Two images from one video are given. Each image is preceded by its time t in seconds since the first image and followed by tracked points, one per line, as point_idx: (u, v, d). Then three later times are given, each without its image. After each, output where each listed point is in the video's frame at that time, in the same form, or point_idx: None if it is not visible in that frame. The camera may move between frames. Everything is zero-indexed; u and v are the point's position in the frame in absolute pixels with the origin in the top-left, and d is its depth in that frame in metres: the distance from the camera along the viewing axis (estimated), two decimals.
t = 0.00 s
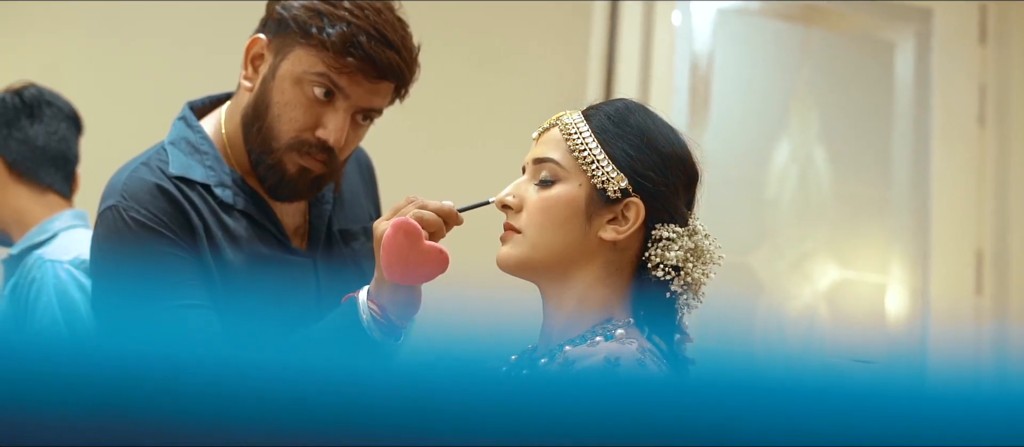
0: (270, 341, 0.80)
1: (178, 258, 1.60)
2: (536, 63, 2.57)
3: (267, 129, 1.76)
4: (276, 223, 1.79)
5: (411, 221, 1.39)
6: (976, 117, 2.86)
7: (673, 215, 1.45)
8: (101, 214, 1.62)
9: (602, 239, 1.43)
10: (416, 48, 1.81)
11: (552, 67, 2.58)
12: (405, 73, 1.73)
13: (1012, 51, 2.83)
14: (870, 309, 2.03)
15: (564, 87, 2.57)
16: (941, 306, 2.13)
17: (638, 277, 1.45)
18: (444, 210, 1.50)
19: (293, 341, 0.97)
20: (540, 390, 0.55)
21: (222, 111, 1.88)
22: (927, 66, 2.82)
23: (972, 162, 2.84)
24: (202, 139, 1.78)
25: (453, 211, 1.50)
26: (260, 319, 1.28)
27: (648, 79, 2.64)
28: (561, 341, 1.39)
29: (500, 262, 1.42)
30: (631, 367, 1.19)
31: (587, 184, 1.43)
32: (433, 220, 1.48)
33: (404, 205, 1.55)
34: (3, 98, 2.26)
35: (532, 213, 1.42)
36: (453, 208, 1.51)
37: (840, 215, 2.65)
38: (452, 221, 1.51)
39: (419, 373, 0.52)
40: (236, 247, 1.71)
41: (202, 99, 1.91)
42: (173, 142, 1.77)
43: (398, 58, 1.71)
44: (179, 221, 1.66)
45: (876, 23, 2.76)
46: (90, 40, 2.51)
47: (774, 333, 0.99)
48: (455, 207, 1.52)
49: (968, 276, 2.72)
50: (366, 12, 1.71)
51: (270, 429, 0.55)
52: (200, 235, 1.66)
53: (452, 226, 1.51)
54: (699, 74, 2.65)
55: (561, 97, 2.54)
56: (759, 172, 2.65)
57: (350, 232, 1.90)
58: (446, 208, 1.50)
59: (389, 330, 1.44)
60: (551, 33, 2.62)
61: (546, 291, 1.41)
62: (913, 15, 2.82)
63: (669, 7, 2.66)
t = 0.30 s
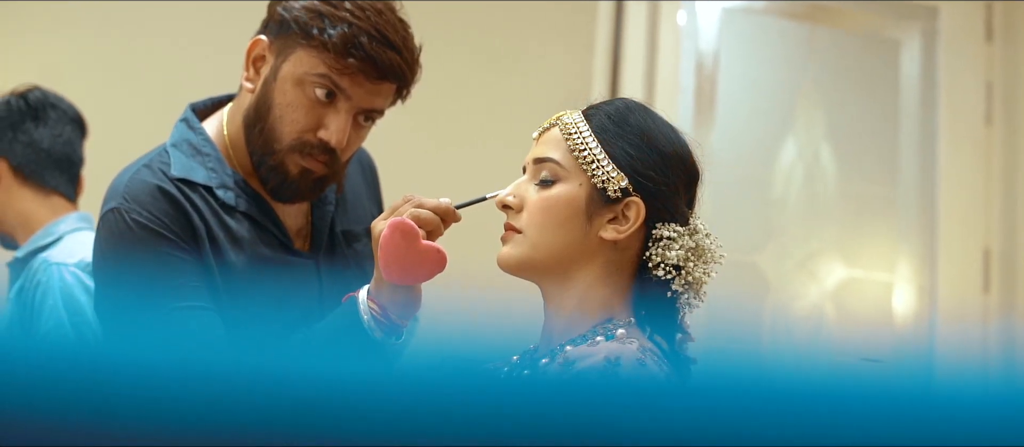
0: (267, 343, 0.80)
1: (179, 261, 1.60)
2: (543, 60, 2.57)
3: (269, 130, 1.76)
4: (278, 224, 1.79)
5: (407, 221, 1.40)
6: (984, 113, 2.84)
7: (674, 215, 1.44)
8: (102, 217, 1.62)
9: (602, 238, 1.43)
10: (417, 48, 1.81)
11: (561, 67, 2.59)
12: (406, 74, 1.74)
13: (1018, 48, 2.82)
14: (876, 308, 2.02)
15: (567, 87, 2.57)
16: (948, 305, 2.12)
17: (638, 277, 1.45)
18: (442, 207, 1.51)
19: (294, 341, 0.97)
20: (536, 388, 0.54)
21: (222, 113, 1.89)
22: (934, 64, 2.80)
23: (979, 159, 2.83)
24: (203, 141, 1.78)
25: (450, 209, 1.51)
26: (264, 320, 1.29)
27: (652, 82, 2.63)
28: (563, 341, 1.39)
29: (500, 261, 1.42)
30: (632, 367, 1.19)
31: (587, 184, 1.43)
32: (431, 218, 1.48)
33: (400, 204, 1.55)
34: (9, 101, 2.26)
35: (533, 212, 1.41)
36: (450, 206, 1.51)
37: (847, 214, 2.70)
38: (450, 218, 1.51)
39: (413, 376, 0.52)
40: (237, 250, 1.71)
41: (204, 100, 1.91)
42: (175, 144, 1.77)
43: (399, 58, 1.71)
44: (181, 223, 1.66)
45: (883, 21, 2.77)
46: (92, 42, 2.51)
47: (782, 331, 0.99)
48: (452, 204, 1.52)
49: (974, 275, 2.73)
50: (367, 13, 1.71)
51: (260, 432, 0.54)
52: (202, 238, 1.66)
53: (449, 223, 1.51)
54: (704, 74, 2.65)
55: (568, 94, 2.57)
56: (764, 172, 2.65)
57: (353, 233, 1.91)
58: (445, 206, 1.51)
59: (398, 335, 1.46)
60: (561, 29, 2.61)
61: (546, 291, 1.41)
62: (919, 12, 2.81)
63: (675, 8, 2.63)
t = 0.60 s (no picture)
0: (270, 345, 0.80)
1: (180, 263, 1.61)
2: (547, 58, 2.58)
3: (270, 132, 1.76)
4: (279, 225, 1.79)
5: (412, 220, 1.39)
6: (988, 111, 2.83)
7: (674, 214, 1.44)
8: (104, 218, 1.62)
9: (601, 238, 1.42)
10: (417, 48, 1.81)
11: (565, 66, 2.59)
12: (407, 73, 1.74)
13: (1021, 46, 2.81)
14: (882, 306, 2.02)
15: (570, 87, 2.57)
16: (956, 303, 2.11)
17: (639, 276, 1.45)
18: (445, 209, 1.51)
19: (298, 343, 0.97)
20: (532, 387, 0.54)
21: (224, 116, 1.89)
22: (938, 64, 2.80)
23: (984, 157, 2.83)
24: (205, 142, 1.78)
25: (453, 210, 1.51)
26: (265, 322, 1.28)
27: (657, 85, 2.64)
28: (564, 340, 1.39)
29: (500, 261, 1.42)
30: (632, 366, 1.19)
31: (587, 184, 1.43)
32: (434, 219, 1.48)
33: (404, 204, 1.55)
34: (13, 104, 2.30)
35: (533, 212, 1.41)
36: (454, 207, 1.51)
37: (852, 212, 2.66)
38: (453, 220, 1.51)
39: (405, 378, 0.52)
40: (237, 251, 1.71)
41: (204, 102, 1.92)
42: (175, 146, 1.77)
43: (399, 59, 1.71)
44: (182, 224, 1.66)
45: (887, 19, 2.76)
46: (94, 43, 2.52)
47: (786, 331, 0.99)
48: (455, 205, 1.52)
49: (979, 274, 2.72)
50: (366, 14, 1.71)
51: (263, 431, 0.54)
52: (202, 240, 1.66)
53: (453, 224, 1.51)
54: (709, 73, 2.64)
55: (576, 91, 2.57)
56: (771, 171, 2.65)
57: (354, 234, 1.90)
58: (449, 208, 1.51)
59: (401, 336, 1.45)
60: (562, 30, 2.61)
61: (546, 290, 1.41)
62: (922, 10, 2.81)
63: (678, 8, 2.64)
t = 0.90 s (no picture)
0: (276, 345, 0.81)
1: (181, 263, 1.61)
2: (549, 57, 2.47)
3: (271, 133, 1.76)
4: (279, 226, 1.79)
5: (417, 219, 1.40)
6: (994, 109, 2.83)
7: (674, 211, 1.44)
8: (106, 220, 1.63)
9: (602, 236, 1.42)
10: (417, 48, 1.81)
11: (568, 66, 2.49)
12: (407, 73, 1.74)
13: None
14: (888, 304, 2.01)
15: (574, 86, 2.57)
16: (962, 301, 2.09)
17: (640, 274, 1.45)
18: (450, 211, 1.51)
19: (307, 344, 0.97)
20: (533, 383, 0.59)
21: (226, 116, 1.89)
22: (944, 61, 2.79)
23: (992, 155, 2.82)
24: (205, 143, 1.79)
25: (458, 212, 1.51)
26: (267, 322, 1.27)
27: (661, 86, 2.66)
28: (565, 339, 1.40)
29: (500, 260, 1.42)
30: (631, 364, 1.19)
31: (587, 182, 1.42)
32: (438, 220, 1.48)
33: (409, 205, 1.55)
34: (17, 107, 2.30)
35: (533, 211, 1.41)
36: (459, 210, 1.51)
37: (859, 209, 2.66)
38: (458, 223, 1.51)
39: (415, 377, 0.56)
40: (238, 252, 1.71)
41: (206, 103, 1.92)
42: (177, 146, 1.77)
43: (400, 59, 1.71)
44: (183, 225, 1.67)
45: (892, 17, 2.74)
46: (99, 46, 2.53)
47: (795, 329, 1.00)
48: (460, 208, 1.52)
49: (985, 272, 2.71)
50: (368, 14, 1.71)
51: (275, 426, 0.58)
52: (204, 240, 1.67)
53: (457, 227, 1.51)
54: (714, 71, 2.67)
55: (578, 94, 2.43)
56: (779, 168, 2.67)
57: (356, 235, 1.90)
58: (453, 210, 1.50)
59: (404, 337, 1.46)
60: (565, 31, 2.55)
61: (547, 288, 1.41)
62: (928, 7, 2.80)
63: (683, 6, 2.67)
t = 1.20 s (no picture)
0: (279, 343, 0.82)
1: (181, 262, 1.61)
2: (550, 57, 2.39)
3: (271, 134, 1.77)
4: (281, 226, 1.79)
5: (413, 220, 1.40)
6: (999, 107, 2.85)
7: (673, 210, 1.44)
8: (107, 222, 1.64)
9: (601, 235, 1.42)
10: (417, 47, 1.81)
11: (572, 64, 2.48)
12: (407, 73, 1.74)
13: None
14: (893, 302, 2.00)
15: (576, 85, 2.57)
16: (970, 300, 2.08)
17: (639, 273, 1.45)
18: (448, 210, 1.51)
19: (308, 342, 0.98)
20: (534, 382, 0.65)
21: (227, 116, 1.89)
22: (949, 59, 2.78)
23: (998, 155, 2.84)
24: (205, 143, 1.79)
25: (455, 212, 1.51)
26: (271, 323, 1.27)
27: (665, 85, 2.70)
28: (565, 338, 1.39)
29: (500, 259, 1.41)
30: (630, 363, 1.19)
31: (587, 181, 1.42)
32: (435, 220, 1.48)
33: (406, 205, 1.55)
34: (20, 108, 2.26)
35: (532, 210, 1.41)
36: (456, 209, 1.51)
37: (863, 208, 2.62)
38: (456, 222, 1.51)
39: (441, 372, 0.63)
40: (238, 250, 1.71)
41: (207, 104, 1.92)
42: (177, 146, 1.78)
43: (399, 58, 1.71)
44: (184, 225, 1.68)
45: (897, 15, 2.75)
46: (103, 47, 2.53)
47: (800, 325, 1.02)
48: (458, 208, 1.52)
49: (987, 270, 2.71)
50: (368, 13, 1.71)
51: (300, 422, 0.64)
52: (204, 240, 1.67)
53: (456, 226, 1.51)
54: (718, 71, 2.71)
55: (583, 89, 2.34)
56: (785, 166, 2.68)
57: (357, 235, 1.89)
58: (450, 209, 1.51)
59: (405, 337, 1.47)
60: (565, 31, 2.49)
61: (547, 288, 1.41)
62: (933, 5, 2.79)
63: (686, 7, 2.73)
